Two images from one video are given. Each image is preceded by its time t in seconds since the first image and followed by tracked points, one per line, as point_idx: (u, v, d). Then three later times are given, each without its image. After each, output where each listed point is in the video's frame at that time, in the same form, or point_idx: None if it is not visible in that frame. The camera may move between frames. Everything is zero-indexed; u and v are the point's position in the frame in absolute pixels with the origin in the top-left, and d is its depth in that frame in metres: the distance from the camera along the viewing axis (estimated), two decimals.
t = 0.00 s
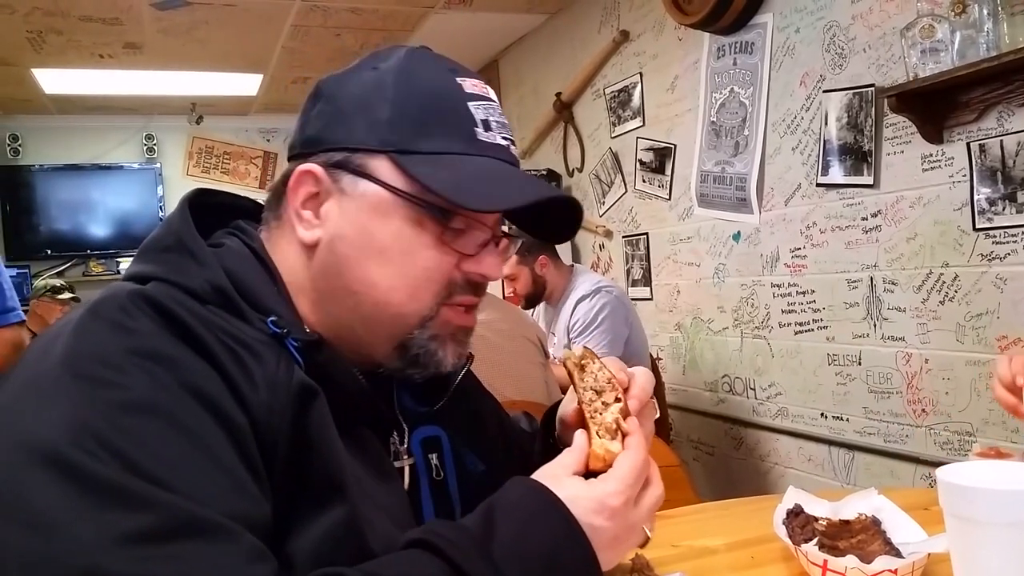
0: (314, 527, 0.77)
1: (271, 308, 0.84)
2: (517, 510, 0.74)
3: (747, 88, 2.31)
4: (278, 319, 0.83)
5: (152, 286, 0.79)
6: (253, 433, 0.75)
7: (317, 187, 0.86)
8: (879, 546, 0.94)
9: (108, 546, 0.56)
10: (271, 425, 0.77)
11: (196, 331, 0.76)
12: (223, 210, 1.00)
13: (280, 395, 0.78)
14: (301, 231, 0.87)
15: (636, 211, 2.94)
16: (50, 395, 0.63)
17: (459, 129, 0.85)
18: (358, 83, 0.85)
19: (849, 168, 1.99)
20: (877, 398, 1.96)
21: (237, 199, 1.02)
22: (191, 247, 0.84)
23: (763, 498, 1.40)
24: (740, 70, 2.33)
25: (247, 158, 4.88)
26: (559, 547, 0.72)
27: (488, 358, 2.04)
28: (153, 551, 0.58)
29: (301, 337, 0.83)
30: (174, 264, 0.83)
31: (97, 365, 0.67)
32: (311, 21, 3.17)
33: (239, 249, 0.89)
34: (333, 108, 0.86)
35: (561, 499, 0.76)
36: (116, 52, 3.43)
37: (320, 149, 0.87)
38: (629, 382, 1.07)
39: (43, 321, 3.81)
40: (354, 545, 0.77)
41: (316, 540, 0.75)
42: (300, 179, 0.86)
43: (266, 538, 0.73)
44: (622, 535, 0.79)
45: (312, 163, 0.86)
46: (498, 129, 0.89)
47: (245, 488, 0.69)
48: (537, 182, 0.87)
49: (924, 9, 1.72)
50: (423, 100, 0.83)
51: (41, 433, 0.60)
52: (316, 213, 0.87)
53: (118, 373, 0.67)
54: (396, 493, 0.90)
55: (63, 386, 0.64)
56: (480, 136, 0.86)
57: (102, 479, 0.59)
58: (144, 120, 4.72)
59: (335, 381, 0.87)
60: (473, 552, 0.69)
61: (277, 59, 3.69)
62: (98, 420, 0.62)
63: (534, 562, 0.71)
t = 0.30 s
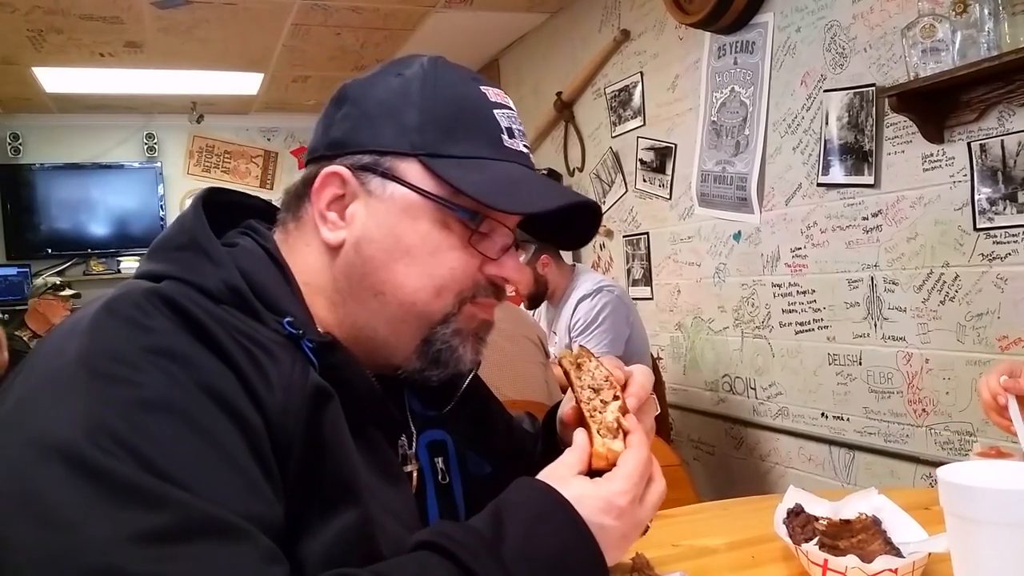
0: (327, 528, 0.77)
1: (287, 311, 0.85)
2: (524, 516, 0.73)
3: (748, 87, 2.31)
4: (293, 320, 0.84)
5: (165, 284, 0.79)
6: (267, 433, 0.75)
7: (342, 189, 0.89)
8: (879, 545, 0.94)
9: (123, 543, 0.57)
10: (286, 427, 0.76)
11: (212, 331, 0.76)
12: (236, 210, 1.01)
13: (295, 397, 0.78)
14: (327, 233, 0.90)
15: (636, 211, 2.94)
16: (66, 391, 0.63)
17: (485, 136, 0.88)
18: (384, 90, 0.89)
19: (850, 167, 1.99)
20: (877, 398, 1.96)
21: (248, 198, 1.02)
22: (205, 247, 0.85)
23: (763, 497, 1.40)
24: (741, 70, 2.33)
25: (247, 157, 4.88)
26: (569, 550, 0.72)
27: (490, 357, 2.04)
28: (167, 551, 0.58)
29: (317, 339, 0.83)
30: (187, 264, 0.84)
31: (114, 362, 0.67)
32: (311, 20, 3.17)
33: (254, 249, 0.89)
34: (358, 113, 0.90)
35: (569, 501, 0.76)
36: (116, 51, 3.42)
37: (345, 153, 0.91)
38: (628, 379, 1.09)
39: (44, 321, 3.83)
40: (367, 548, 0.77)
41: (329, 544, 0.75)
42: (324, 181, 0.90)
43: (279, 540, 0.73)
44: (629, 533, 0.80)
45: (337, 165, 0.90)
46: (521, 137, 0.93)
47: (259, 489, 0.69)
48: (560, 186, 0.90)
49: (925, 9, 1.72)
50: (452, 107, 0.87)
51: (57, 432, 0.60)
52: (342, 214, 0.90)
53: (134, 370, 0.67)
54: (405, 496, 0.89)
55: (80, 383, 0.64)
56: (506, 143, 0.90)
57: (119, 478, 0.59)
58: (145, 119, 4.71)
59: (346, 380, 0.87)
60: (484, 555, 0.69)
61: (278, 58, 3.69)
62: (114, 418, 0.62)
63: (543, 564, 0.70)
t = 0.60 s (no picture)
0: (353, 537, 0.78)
1: (316, 317, 0.87)
2: (533, 504, 0.74)
3: (748, 88, 2.31)
4: (323, 327, 0.86)
5: (194, 282, 0.81)
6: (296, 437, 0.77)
7: (384, 200, 0.90)
8: (879, 545, 0.94)
9: (157, 540, 0.58)
10: (313, 430, 0.78)
11: (243, 332, 0.78)
12: (265, 208, 1.04)
13: (325, 402, 0.79)
14: (368, 242, 0.91)
15: (637, 211, 2.94)
16: (99, 385, 0.65)
17: (525, 151, 0.92)
18: (427, 107, 0.92)
19: (850, 167, 1.99)
20: (876, 398, 1.96)
21: (275, 197, 1.05)
22: (235, 247, 0.87)
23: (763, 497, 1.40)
24: (741, 70, 2.33)
25: (247, 157, 4.89)
26: (579, 540, 0.73)
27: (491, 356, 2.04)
28: (200, 550, 0.60)
29: (345, 346, 0.85)
30: (217, 262, 0.86)
31: (146, 358, 0.68)
32: (312, 20, 3.17)
33: (283, 249, 0.92)
34: (401, 128, 0.92)
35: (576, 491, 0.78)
36: (117, 50, 3.42)
37: (386, 165, 0.93)
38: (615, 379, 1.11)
39: (45, 320, 3.83)
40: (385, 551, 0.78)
41: (352, 551, 0.76)
42: (367, 192, 0.91)
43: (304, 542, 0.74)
44: (635, 517, 0.81)
45: (379, 176, 0.91)
46: (554, 156, 0.97)
47: (286, 490, 0.71)
48: (598, 199, 0.93)
49: (925, 9, 1.72)
50: (494, 122, 0.90)
51: (91, 427, 0.61)
52: (383, 224, 0.91)
53: (165, 366, 0.69)
54: (419, 497, 0.89)
55: (112, 377, 0.65)
56: (542, 159, 0.93)
57: (153, 475, 0.60)
58: (145, 119, 4.71)
59: (374, 390, 0.88)
60: (498, 549, 0.69)
61: (278, 58, 3.69)
62: (148, 415, 0.64)
63: (556, 557, 0.71)
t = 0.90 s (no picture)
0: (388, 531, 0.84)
1: (353, 317, 0.92)
2: (542, 486, 0.76)
3: (747, 88, 2.31)
4: (362, 327, 0.91)
5: (235, 278, 0.86)
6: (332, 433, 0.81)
7: (421, 206, 0.95)
8: (878, 545, 0.94)
9: (202, 525, 0.61)
10: (349, 425, 0.83)
11: (284, 328, 0.83)
12: (296, 208, 1.09)
13: (364, 400, 0.84)
14: (404, 244, 0.95)
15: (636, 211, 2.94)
16: (146, 373, 0.69)
17: (559, 167, 0.97)
18: (466, 123, 0.98)
19: (849, 168, 1.99)
20: (876, 398, 1.96)
21: (309, 200, 1.10)
22: (273, 247, 0.92)
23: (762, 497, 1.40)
24: (739, 70, 2.34)
25: (246, 157, 4.89)
26: (589, 520, 0.76)
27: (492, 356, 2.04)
28: (244, 536, 0.63)
29: (382, 346, 0.91)
30: (254, 260, 0.91)
31: (192, 348, 0.73)
32: (311, 19, 3.17)
33: (318, 250, 0.97)
34: (440, 142, 0.98)
35: (583, 475, 0.80)
36: (115, 49, 3.42)
37: (425, 175, 0.98)
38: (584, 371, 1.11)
39: (44, 319, 3.86)
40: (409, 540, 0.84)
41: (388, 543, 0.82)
42: (405, 198, 0.96)
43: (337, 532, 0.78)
44: (638, 495, 0.85)
45: (418, 184, 0.96)
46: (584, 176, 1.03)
47: (317, 479, 0.75)
48: (627, 212, 0.98)
49: (924, 9, 1.72)
50: (531, 138, 0.96)
51: (139, 415, 0.65)
52: (419, 228, 0.95)
53: (212, 358, 0.73)
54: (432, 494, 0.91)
55: (160, 366, 0.70)
56: (575, 177, 0.99)
57: (199, 462, 0.64)
58: (143, 118, 4.71)
59: (406, 386, 0.92)
60: (517, 535, 0.72)
61: (276, 57, 3.69)
62: (195, 404, 0.68)
63: (568, 535, 0.74)
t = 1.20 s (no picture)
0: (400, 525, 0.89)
1: (371, 323, 0.94)
2: (536, 455, 0.79)
3: (748, 88, 2.31)
4: (378, 333, 0.93)
5: (250, 274, 0.87)
6: (347, 430, 0.84)
7: (443, 214, 0.98)
8: (880, 545, 0.93)
9: (219, 515, 0.62)
10: (362, 423, 0.85)
11: (300, 326, 0.84)
12: (312, 207, 1.10)
13: (376, 400, 0.87)
14: (423, 251, 0.97)
15: (637, 211, 2.95)
16: (163, 367, 0.70)
17: (582, 186, 1.00)
18: (492, 137, 1.01)
19: (850, 168, 1.99)
20: (877, 398, 1.96)
21: (327, 200, 1.12)
22: (289, 247, 0.94)
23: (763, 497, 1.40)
24: (741, 70, 2.33)
25: (247, 157, 4.89)
26: (586, 484, 0.79)
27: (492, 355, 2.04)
28: (259, 524, 0.64)
29: (397, 351, 0.93)
30: (270, 260, 0.92)
31: (209, 341, 0.74)
32: (312, 19, 3.17)
33: (335, 252, 0.98)
34: (465, 153, 1.01)
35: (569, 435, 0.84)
36: (117, 50, 3.42)
37: (449, 184, 1.00)
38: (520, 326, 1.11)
39: (45, 318, 3.87)
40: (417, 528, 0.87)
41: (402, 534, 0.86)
42: (428, 205, 0.98)
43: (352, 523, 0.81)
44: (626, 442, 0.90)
45: (441, 193, 0.99)
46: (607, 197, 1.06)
47: (332, 471, 0.76)
48: (648, 237, 1.00)
49: (926, 9, 1.72)
50: (556, 156, 0.99)
51: (157, 408, 0.66)
52: (439, 236, 0.98)
53: (229, 350, 0.74)
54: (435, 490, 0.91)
55: (177, 359, 0.71)
56: (599, 197, 1.01)
57: (216, 453, 0.65)
58: (145, 118, 4.71)
59: (421, 392, 0.96)
60: (521, 503, 0.74)
61: (278, 58, 3.69)
62: (213, 397, 0.69)
63: (566, 499, 0.77)
